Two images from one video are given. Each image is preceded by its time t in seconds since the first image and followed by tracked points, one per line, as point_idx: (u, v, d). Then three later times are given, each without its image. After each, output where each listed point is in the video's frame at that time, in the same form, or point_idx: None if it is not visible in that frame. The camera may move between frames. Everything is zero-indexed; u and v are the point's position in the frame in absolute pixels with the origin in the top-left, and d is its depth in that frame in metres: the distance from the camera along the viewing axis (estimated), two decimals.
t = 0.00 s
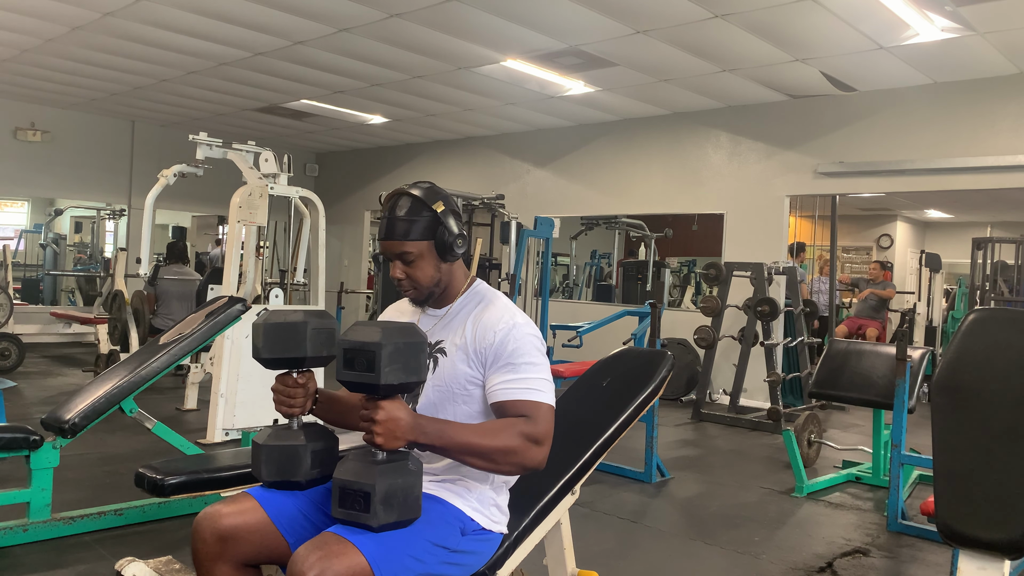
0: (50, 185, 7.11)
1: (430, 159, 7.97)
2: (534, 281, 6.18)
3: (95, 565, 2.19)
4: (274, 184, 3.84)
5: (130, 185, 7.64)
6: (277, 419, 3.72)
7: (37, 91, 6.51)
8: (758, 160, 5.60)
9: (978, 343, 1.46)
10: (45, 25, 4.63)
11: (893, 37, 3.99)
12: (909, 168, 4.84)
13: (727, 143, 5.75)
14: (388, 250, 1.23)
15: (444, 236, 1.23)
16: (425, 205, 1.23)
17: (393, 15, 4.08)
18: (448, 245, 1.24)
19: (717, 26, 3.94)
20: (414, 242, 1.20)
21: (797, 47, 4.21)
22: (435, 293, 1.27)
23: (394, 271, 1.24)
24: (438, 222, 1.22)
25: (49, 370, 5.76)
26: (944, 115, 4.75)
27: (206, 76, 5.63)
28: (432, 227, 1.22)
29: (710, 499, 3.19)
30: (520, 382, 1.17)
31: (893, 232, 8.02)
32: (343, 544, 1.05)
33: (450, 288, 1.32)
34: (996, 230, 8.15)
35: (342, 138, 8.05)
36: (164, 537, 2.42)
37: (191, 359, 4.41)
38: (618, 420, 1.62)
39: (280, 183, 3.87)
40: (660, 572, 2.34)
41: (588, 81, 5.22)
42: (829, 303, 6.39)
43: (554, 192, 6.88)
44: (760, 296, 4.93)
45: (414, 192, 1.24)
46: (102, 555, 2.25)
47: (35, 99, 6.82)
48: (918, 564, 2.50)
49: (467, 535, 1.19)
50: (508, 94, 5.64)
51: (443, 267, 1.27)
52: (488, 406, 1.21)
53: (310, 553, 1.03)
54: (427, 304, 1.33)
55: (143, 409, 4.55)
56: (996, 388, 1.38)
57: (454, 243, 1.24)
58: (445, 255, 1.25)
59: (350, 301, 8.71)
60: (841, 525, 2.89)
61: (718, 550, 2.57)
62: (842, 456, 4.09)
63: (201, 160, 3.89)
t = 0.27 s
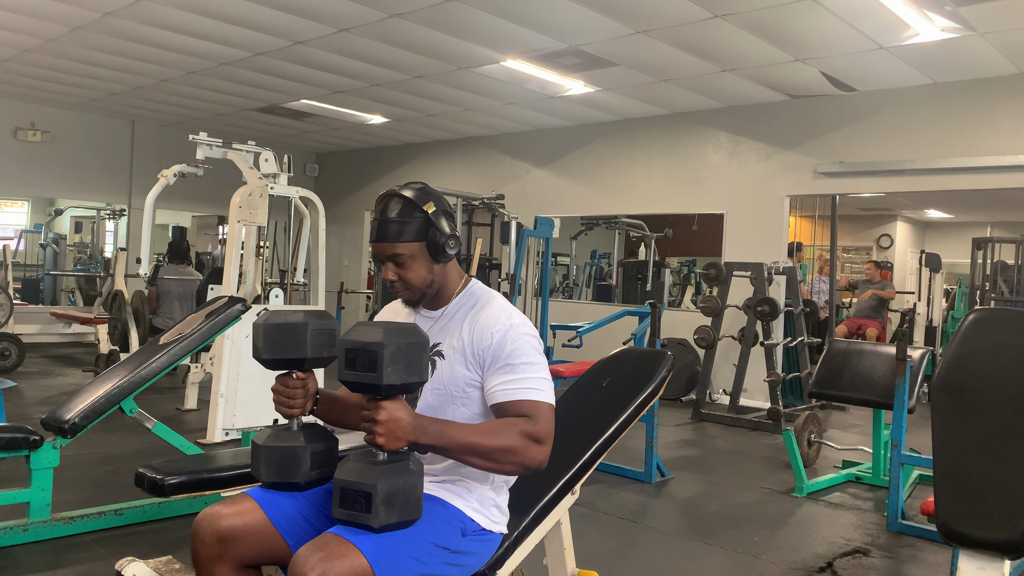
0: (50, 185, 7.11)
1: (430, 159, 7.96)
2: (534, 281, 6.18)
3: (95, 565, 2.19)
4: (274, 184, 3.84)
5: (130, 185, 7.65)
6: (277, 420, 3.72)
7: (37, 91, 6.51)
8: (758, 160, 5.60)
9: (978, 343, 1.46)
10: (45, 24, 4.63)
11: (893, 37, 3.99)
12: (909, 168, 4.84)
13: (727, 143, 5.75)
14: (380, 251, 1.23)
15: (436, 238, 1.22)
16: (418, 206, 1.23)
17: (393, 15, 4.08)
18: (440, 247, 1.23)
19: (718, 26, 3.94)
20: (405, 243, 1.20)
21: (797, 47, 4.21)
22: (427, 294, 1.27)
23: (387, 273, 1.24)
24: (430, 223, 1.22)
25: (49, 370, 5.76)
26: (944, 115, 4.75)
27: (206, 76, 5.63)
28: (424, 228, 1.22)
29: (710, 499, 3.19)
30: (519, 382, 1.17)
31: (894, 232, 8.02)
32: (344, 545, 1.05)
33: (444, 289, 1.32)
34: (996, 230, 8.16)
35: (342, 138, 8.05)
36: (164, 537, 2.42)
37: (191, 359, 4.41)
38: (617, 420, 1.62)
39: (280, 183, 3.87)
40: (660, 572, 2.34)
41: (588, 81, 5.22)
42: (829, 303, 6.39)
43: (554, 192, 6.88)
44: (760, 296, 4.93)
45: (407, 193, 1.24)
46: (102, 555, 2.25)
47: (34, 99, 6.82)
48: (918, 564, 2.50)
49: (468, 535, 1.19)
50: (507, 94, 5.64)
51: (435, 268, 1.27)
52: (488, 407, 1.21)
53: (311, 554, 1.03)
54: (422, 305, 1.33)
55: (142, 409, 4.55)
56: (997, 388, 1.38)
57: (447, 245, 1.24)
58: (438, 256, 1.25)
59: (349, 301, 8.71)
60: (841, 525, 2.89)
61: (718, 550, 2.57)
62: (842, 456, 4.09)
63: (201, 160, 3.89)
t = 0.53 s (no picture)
0: (50, 185, 7.11)
1: (430, 159, 7.96)
2: (534, 281, 6.18)
3: (95, 565, 2.19)
4: (274, 184, 3.84)
5: (130, 185, 7.65)
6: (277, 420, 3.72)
7: (37, 91, 6.51)
8: (758, 160, 5.59)
9: (979, 343, 1.46)
10: (45, 24, 4.63)
11: (893, 37, 3.99)
12: (909, 168, 4.84)
13: (727, 143, 5.75)
14: (372, 246, 1.22)
15: (427, 235, 1.22)
16: (411, 203, 1.23)
17: (393, 15, 4.08)
18: (432, 245, 1.23)
19: (717, 26, 3.94)
20: (397, 237, 1.20)
21: (797, 47, 4.21)
22: (416, 293, 1.26)
23: (376, 268, 1.23)
24: (423, 220, 1.22)
25: (48, 370, 5.76)
26: (944, 115, 4.75)
27: (205, 76, 5.63)
28: (417, 225, 1.21)
29: (710, 499, 3.19)
30: (518, 380, 1.17)
31: (894, 232, 8.01)
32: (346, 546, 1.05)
33: (435, 289, 1.31)
34: (996, 230, 8.17)
35: (342, 138, 8.05)
36: (164, 538, 2.42)
37: (191, 359, 4.41)
38: (618, 420, 1.62)
39: (280, 183, 3.87)
40: (660, 572, 2.34)
41: (588, 81, 5.21)
42: (829, 303, 6.38)
43: (554, 192, 6.88)
44: (759, 296, 4.93)
45: (401, 189, 1.24)
46: (102, 556, 2.25)
47: (34, 98, 6.82)
48: (918, 564, 2.50)
49: (469, 536, 1.19)
50: (508, 94, 5.64)
51: (426, 267, 1.26)
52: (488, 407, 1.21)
53: (312, 555, 1.02)
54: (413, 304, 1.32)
55: (142, 409, 4.55)
56: (996, 388, 1.38)
57: (438, 243, 1.23)
58: (429, 255, 1.24)
59: (349, 301, 8.71)
60: (841, 525, 2.88)
61: (718, 550, 2.57)
62: (842, 456, 4.09)
63: (201, 160, 3.89)
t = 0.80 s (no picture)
0: (51, 185, 7.11)
1: (430, 159, 7.96)
2: (534, 281, 6.18)
3: (95, 565, 2.19)
4: (274, 184, 3.84)
5: (131, 185, 7.65)
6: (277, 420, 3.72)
7: (37, 91, 6.51)
8: (758, 160, 5.59)
9: (978, 343, 1.46)
10: (45, 24, 4.63)
11: (893, 37, 3.99)
12: (909, 168, 4.84)
13: (727, 143, 5.75)
14: (354, 239, 1.22)
15: (410, 232, 1.21)
16: (398, 198, 1.23)
17: (393, 15, 4.08)
18: (415, 243, 1.22)
19: (717, 26, 3.94)
20: (378, 231, 1.20)
21: (797, 47, 4.21)
22: (397, 290, 1.25)
23: (356, 262, 1.22)
24: (407, 216, 1.22)
25: (49, 370, 5.76)
26: (944, 115, 4.75)
27: (205, 76, 5.63)
28: (401, 221, 1.21)
29: (710, 499, 3.19)
30: (510, 378, 1.16)
31: (894, 232, 8.01)
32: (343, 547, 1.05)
33: (418, 289, 1.29)
34: (996, 230, 8.18)
35: (342, 138, 8.05)
36: (164, 538, 2.42)
37: (191, 359, 4.41)
38: (618, 420, 1.62)
39: (280, 183, 3.87)
40: (660, 572, 2.34)
41: (588, 81, 5.22)
42: (829, 303, 6.39)
43: (554, 192, 6.88)
44: (760, 296, 4.93)
45: (389, 185, 1.24)
46: (102, 555, 2.25)
47: (34, 98, 6.81)
48: (918, 564, 2.50)
49: (467, 535, 1.19)
50: (508, 94, 5.64)
51: (408, 265, 1.25)
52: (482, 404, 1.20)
53: (308, 555, 1.02)
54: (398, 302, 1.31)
55: (142, 409, 4.55)
56: (997, 388, 1.38)
57: (421, 241, 1.22)
58: (412, 253, 1.24)
59: (349, 301, 8.71)
60: (841, 525, 2.88)
61: (718, 550, 2.57)
62: (842, 456, 4.09)
63: (201, 160, 3.88)
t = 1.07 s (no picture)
0: (51, 185, 7.11)
1: (430, 159, 7.96)
2: (534, 281, 6.18)
3: (95, 565, 2.19)
4: (274, 184, 3.84)
5: (131, 185, 7.65)
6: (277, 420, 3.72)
7: (37, 91, 6.51)
8: (758, 160, 5.59)
9: (979, 343, 1.46)
10: (45, 24, 4.63)
11: (893, 37, 3.99)
12: (909, 168, 4.84)
13: (727, 143, 5.75)
14: (353, 229, 1.22)
15: (409, 228, 1.21)
16: (401, 193, 1.23)
17: (393, 15, 4.08)
18: (413, 239, 1.22)
19: (717, 26, 3.94)
20: (378, 223, 1.20)
21: (797, 47, 4.21)
22: (390, 285, 1.25)
23: (353, 253, 1.23)
24: (408, 212, 1.22)
25: (49, 370, 5.76)
26: (944, 115, 4.75)
27: (205, 76, 5.63)
28: (402, 215, 1.21)
29: (710, 499, 3.19)
30: (505, 375, 1.16)
31: (893, 232, 8.01)
32: (342, 549, 1.05)
33: (413, 287, 1.29)
34: (996, 230, 8.18)
35: (342, 138, 8.05)
36: (164, 538, 2.42)
37: (191, 359, 4.41)
38: (617, 420, 1.62)
39: (280, 183, 3.87)
40: (660, 572, 2.34)
41: (588, 81, 5.22)
42: (829, 303, 6.39)
43: (554, 192, 6.88)
44: (760, 296, 4.93)
45: (395, 180, 1.25)
46: (102, 555, 2.25)
47: (35, 98, 6.82)
48: (918, 564, 2.50)
49: (465, 535, 1.19)
50: (508, 94, 5.64)
51: (404, 262, 1.25)
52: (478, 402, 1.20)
53: (308, 559, 1.03)
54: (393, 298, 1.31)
55: (142, 409, 4.55)
56: (996, 388, 1.38)
57: (420, 238, 1.22)
58: (409, 250, 1.23)
59: (349, 301, 8.71)
60: (841, 525, 2.88)
61: (718, 550, 2.57)
62: (842, 456, 4.09)
63: (201, 160, 3.88)
